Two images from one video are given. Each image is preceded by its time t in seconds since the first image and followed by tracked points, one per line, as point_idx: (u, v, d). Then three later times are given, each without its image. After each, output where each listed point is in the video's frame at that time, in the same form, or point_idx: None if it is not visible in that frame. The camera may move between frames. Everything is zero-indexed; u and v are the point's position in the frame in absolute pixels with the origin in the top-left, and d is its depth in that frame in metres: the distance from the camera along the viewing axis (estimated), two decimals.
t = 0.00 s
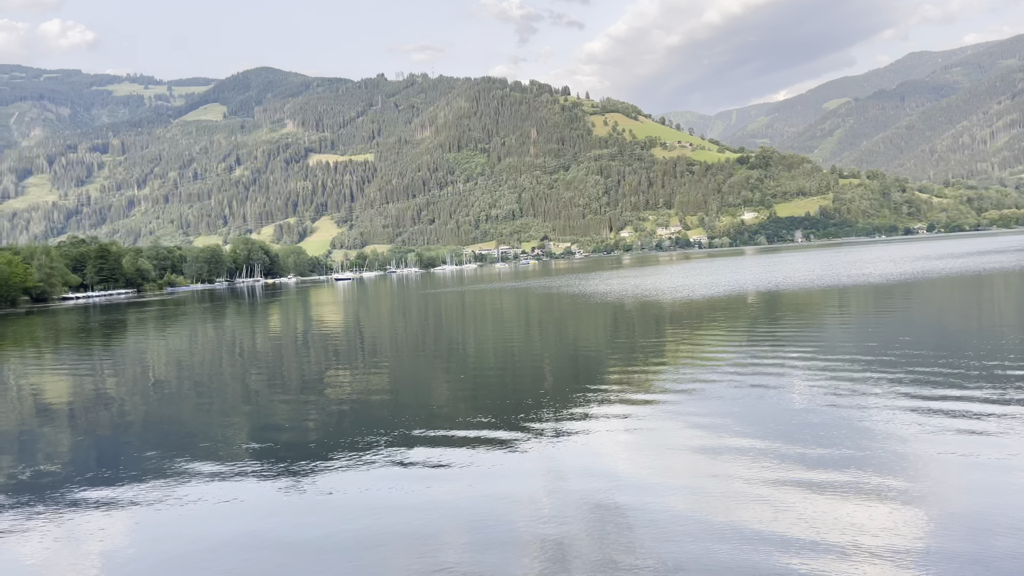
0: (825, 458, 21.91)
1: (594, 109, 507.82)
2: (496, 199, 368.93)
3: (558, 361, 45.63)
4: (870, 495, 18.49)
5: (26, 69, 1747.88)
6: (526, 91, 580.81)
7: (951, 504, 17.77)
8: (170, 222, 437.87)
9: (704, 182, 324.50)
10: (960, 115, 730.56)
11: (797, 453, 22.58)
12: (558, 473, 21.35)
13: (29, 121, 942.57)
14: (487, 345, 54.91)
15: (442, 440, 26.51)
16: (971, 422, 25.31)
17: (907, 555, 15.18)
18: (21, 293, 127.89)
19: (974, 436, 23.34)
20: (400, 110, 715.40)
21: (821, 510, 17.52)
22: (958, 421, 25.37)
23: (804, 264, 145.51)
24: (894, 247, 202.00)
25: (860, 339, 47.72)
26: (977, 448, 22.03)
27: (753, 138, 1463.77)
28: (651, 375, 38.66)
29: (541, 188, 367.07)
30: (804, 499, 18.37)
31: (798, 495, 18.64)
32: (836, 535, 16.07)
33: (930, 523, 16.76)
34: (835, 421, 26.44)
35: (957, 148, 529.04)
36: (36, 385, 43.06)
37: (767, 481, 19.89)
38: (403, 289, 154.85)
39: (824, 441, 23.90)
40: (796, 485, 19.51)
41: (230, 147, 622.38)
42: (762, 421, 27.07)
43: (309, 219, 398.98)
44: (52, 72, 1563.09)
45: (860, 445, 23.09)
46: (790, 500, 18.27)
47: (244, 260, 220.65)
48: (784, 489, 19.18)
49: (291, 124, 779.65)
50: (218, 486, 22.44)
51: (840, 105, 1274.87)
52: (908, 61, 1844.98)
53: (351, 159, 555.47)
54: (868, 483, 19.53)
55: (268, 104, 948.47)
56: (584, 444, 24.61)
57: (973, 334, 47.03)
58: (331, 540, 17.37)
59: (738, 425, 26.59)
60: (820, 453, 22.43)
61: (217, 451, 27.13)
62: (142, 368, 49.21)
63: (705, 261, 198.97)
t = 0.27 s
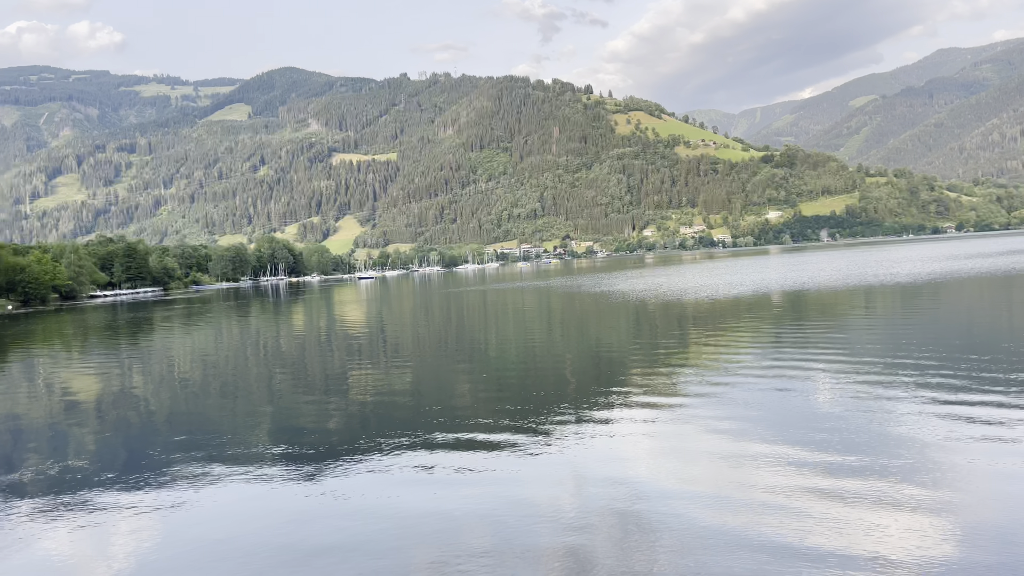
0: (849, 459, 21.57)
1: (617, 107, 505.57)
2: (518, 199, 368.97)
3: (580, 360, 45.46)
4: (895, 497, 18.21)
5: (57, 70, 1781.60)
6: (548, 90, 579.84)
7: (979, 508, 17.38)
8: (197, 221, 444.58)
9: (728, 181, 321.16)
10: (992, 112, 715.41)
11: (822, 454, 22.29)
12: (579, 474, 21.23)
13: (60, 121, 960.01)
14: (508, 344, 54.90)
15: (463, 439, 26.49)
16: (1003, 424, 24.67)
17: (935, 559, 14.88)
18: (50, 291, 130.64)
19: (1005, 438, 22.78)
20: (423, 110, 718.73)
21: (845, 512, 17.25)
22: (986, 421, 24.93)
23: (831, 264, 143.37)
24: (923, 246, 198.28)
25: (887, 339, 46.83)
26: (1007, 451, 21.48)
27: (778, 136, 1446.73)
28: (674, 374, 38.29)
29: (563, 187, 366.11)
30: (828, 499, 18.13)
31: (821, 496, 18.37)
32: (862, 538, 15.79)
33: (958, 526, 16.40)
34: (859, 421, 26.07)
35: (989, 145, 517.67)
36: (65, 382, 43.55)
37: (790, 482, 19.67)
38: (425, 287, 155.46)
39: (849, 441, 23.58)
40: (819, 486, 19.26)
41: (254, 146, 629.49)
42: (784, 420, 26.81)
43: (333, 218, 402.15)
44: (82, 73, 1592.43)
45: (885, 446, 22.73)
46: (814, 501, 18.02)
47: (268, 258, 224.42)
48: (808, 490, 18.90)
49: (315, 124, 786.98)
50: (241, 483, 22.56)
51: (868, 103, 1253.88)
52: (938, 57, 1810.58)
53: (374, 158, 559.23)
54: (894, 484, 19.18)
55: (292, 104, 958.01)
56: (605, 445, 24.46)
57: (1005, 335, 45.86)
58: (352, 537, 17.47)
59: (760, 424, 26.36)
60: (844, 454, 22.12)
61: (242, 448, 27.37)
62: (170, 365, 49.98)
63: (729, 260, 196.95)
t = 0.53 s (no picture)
0: (873, 461, 21.21)
1: (638, 106, 503.01)
2: (538, 198, 368.44)
3: (598, 359, 45.15)
4: (918, 501, 17.80)
5: (84, 70, 1808.53)
6: (569, 88, 578.19)
7: (1006, 515, 16.89)
8: (220, 220, 450.19)
9: (749, 180, 317.81)
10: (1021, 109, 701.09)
11: (843, 454, 22.00)
12: (598, 476, 21.02)
13: (86, 120, 974.86)
14: (527, 343, 54.72)
15: (482, 438, 26.38)
16: None
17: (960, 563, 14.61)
18: (77, 289, 133.12)
19: None
20: (444, 109, 721.03)
21: (873, 517, 16.85)
22: (1013, 424, 24.33)
23: (855, 264, 141.22)
24: (948, 246, 194.82)
25: (913, 340, 45.88)
26: None
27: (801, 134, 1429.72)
28: (694, 375, 37.82)
29: (583, 186, 364.84)
30: (853, 504, 17.73)
31: (845, 498, 18.17)
32: (889, 544, 15.45)
33: (986, 534, 15.88)
34: (883, 422, 25.78)
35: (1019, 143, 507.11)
36: (89, 378, 44.20)
37: (812, 486, 19.28)
38: (445, 286, 155.83)
39: (872, 444, 23.05)
40: (843, 488, 19.00)
41: (276, 145, 635.42)
42: (805, 421, 26.45)
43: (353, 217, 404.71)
44: (110, 73, 1617.78)
45: (909, 449, 22.23)
46: (838, 505, 17.75)
47: (289, 257, 227.87)
48: (833, 494, 18.51)
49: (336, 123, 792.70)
50: (261, 480, 22.60)
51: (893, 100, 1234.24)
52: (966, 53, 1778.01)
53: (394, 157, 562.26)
54: (918, 488, 18.75)
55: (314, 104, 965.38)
56: (624, 446, 24.18)
57: None
58: (371, 536, 17.46)
59: (781, 425, 26.01)
60: (869, 455, 21.81)
61: (262, 446, 27.54)
62: (193, 362, 50.51)
63: (750, 259, 194.70)
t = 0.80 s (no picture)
0: (897, 458, 20.82)
1: (656, 104, 500.39)
2: (555, 196, 367.50)
3: (615, 358, 44.71)
4: (943, 499, 17.25)
5: (106, 70, 1830.49)
6: (587, 87, 576.42)
7: None
8: (240, 219, 454.42)
9: (769, 178, 314.64)
10: None
11: (867, 450, 21.67)
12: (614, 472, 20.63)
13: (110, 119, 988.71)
14: (543, 341, 54.36)
15: (498, 435, 26.10)
16: None
17: (987, 557, 14.26)
18: (99, 286, 135.02)
19: None
20: (462, 108, 722.43)
21: (900, 513, 16.41)
22: None
23: (876, 263, 139.26)
24: (972, 245, 191.58)
25: (936, 340, 44.94)
26: None
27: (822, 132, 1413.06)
28: (712, 374, 37.23)
29: (600, 185, 363.37)
30: (877, 501, 17.19)
31: (868, 493, 17.84)
32: (912, 536, 15.14)
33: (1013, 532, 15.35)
34: (907, 420, 25.32)
35: None
36: (111, 375, 44.72)
37: (834, 482, 18.77)
38: (463, 285, 155.92)
39: (895, 442, 22.49)
40: (866, 482, 18.62)
41: (295, 144, 640.34)
42: (827, 420, 25.91)
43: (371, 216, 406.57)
44: (132, 72, 1635.24)
45: (936, 448, 21.54)
46: (861, 500, 17.33)
47: (309, 255, 230.82)
48: (856, 490, 18.01)
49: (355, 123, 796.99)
50: (276, 476, 22.51)
51: (917, 98, 1216.27)
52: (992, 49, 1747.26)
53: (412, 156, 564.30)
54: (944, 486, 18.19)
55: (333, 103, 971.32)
56: (641, 443, 23.77)
57: None
58: (384, 530, 17.24)
59: (802, 423, 25.53)
60: (892, 451, 21.46)
61: (278, 442, 27.48)
62: (211, 359, 50.81)
63: (770, 259, 192.60)
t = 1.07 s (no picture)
0: (914, 458, 20.75)
1: (672, 101, 497.70)
2: (570, 194, 366.48)
3: (630, 357, 44.48)
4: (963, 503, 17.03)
5: (125, 68, 1848.46)
6: (602, 84, 574.25)
7: None
8: (256, 216, 457.50)
9: (785, 176, 311.59)
10: None
11: (885, 452, 21.47)
12: (631, 471, 20.57)
13: (129, 117, 999.38)
14: (558, 340, 54.24)
15: (514, 433, 26.09)
16: None
17: (1008, 560, 14.21)
18: (119, 283, 136.64)
19: None
20: (476, 106, 722.39)
21: (920, 516, 16.26)
22: None
23: (894, 261, 137.84)
24: (992, 243, 188.98)
25: (955, 340, 44.28)
26: None
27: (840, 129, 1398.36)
28: (728, 373, 36.97)
29: (615, 182, 361.98)
30: (897, 504, 17.02)
31: (887, 495, 17.71)
32: (932, 538, 15.09)
33: None
34: (924, 420, 25.23)
35: None
36: (130, 371, 45.24)
37: (853, 484, 18.64)
38: (477, 282, 156.26)
39: (915, 445, 22.23)
40: (884, 484, 18.52)
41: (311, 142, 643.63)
42: (845, 420, 25.64)
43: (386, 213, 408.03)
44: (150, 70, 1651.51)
45: (957, 451, 21.26)
46: (880, 501, 17.25)
47: (324, 252, 231.30)
48: (876, 493, 17.84)
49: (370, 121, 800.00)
50: (293, 472, 22.68)
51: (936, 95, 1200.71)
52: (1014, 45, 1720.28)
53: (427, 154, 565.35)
54: (964, 490, 17.94)
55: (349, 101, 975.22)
56: (657, 441, 23.72)
57: None
58: (400, 527, 17.35)
59: (820, 424, 25.34)
60: (909, 452, 21.36)
61: (295, 438, 27.71)
62: (228, 356, 51.24)
63: (786, 256, 190.91)
